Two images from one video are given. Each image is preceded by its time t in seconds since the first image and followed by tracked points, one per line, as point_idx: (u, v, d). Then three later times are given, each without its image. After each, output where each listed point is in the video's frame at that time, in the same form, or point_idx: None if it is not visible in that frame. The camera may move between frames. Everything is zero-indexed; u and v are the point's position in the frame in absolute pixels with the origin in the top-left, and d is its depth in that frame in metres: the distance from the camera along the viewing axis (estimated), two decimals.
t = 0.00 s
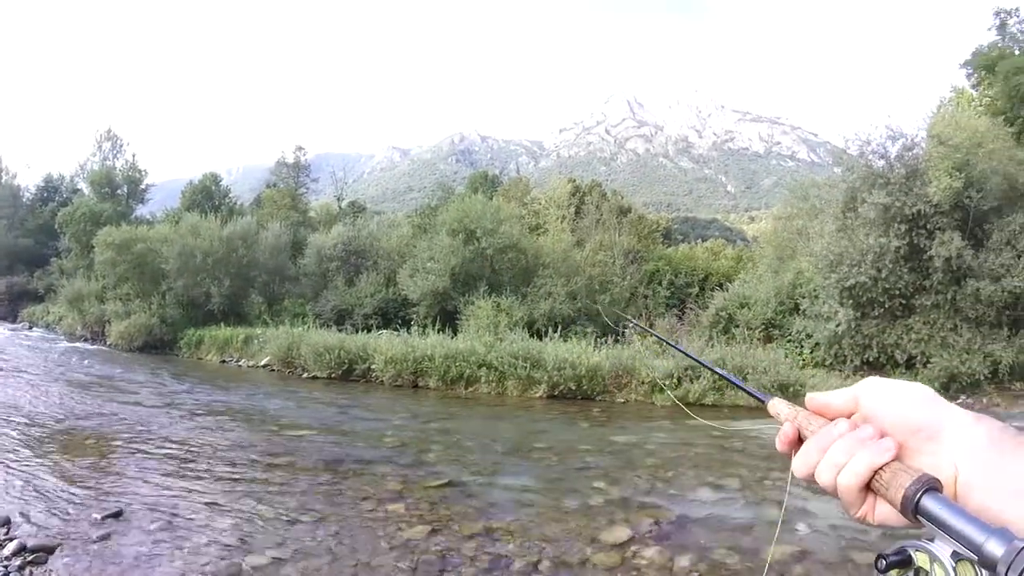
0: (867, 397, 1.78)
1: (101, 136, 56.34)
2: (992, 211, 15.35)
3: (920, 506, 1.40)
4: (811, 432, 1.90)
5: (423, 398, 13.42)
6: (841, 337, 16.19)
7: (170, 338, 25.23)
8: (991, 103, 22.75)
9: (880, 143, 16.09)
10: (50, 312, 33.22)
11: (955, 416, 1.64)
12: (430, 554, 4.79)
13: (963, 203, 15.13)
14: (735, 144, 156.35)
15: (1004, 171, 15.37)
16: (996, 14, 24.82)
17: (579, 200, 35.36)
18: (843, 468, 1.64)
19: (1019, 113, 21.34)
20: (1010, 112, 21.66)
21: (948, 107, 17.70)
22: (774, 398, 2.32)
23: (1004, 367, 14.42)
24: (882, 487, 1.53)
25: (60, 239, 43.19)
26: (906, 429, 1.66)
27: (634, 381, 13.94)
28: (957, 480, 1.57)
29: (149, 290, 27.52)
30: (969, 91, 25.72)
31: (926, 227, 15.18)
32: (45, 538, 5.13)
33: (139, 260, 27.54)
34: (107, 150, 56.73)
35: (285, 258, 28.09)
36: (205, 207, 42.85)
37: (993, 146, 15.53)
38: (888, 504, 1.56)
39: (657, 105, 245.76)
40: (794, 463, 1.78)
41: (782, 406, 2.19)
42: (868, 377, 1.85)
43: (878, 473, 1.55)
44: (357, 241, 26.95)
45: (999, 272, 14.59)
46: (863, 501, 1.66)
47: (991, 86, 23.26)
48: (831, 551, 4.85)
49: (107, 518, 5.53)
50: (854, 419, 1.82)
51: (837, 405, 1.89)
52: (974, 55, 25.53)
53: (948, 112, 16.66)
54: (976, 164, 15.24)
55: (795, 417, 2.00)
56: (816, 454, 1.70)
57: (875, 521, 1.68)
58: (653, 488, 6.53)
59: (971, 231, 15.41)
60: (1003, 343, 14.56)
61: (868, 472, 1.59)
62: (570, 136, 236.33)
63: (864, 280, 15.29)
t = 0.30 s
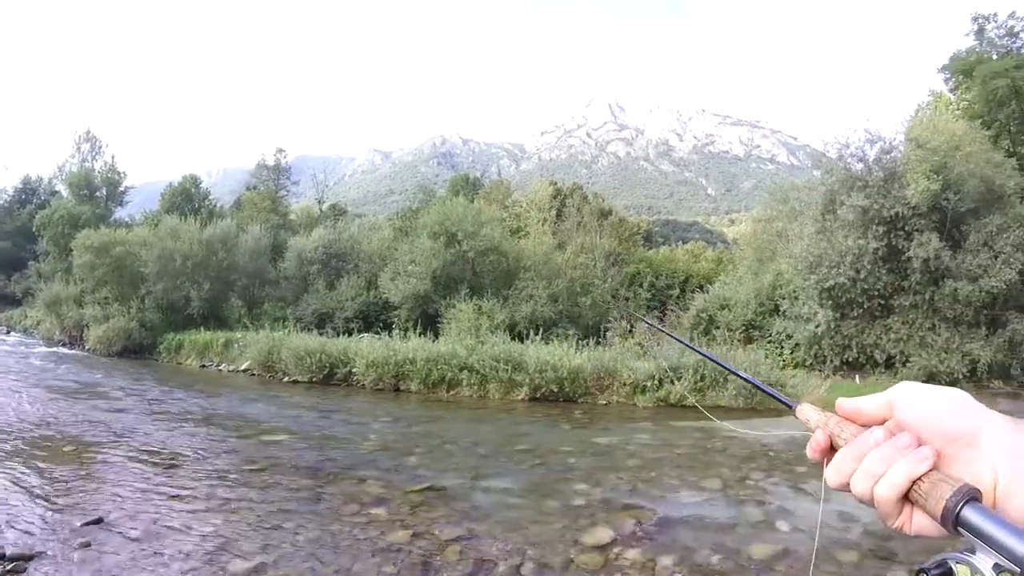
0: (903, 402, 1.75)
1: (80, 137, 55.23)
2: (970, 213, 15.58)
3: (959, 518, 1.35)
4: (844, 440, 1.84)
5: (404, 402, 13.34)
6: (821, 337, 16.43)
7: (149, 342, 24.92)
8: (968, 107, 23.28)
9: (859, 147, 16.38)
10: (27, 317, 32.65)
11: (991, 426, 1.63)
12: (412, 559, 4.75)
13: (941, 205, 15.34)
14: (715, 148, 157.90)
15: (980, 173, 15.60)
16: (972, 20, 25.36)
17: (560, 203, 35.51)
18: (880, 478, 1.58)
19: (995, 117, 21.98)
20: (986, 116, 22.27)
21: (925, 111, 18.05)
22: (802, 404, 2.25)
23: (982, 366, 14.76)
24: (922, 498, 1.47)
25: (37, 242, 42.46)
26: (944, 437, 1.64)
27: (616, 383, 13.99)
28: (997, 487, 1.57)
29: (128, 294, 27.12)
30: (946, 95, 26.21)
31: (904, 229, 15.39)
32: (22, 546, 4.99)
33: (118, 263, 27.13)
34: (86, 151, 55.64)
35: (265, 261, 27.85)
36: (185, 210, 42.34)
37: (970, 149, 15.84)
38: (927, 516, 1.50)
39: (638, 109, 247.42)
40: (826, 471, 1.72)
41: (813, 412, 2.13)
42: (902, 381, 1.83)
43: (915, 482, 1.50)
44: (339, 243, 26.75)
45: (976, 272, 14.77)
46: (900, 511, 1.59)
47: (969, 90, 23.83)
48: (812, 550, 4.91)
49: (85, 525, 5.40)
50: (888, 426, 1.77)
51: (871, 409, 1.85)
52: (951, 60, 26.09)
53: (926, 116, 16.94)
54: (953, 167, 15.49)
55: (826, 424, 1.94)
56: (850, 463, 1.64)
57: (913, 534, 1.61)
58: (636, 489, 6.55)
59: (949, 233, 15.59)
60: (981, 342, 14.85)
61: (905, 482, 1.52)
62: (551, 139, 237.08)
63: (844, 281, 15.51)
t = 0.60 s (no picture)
0: (934, 402, 1.73)
1: (64, 138, 54.43)
2: (953, 211, 15.59)
3: (995, 522, 1.35)
4: (874, 441, 1.82)
5: (392, 404, 13.30)
6: (807, 335, 16.59)
7: (135, 346, 24.68)
8: (952, 106, 23.58)
9: (843, 146, 16.68)
10: (11, 322, 32.22)
11: None
12: (403, 560, 4.74)
13: (926, 203, 15.44)
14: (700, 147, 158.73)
15: (964, 171, 15.43)
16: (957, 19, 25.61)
17: (547, 203, 35.55)
18: (914, 480, 1.58)
19: (979, 116, 22.66)
20: (970, 115, 22.88)
21: (909, 110, 18.22)
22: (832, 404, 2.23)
23: (967, 361, 14.70)
24: (957, 501, 1.47)
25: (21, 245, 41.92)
26: (976, 437, 1.58)
27: (604, 382, 14.01)
28: None
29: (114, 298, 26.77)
30: (931, 94, 26.47)
31: (889, 227, 15.61)
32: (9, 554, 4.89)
33: (102, 266, 26.61)
34: (71, 153, 54.90)
35: (252, 264, 27.64)
36: (170, 212, 41.93)
37: (954, 148, 15.67)
38: (963, 518, 1.49)
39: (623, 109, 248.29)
40: (856, 472, 1.75)
41: (842, 413, 2.11)
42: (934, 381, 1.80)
43: (948, 485, 1.50)
44: (325, 245, 26.59)
45: (961, 269, 14.74)
46: (934, 514, 1.58)
47: (953, 89, 24.12)
48: (800, 546, 4.95)
49: (74, 532, 5.34)
50: (920, 426, 1.74)
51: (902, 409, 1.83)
52: (935, 60, 26.38)
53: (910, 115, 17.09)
54: (938, 166, 15.50)
55: (855, 424, 1.93)
56: (881, 466, 1.66)
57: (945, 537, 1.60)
58: (624, 488, 6.58)
59: (934, 231, 15.71)
60: (967, 338, 14.81)
61: (939, 484, 1.52)
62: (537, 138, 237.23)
63: (829, 279, 15.67)
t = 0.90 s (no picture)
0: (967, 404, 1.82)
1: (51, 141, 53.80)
2: (940, 211, 15.69)
3: None
4: (903, 441, 1.95)
5: (382, 406, 13.25)
6: (795, 335, 16.73)
7: (123, 351, 24.46)
8: (938, 107, 23.83)
9: (830, 147, 16.84)
10: None
11: None
12: (394, 563, 4.72)
13: (912, 203, 15.62)
14: (688, 149, 159.52)
15: (950, 172, 15.49)
16: (944, 21, 25.82)
17: (536, 204, 35.58)
18: (949, 484, 1.69)
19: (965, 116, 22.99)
20: (956, 116, 23.20)
21: (896, 111, 18.37)
22: (859, 405, 2.35)
23: (955, 360, 14.88)
24: (990, 504, 1.57)
25: (7, 250, 41.44)
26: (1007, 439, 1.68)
27: (594, 383, 14.03)
28: None
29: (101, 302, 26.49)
30: (918, 95, 26.72)
31: (876, 227, 15.78)
32: None
33: (89, 270, 26.27)
34: (58, 155, 54.29)
35: (240, 266, 27.44)
36: (158, 216, 41.58)
37: (940, 148, 15.80)
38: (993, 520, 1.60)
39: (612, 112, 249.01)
40: (888, 475, 1.89)
41: (868, 414, 2.23)
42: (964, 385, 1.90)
43: (981, 488, 1.60)
44: (314, 248, 26.43)
45: (947, 269, 14.92)
46: (965, 515, 1.70)
47: (939, 90, 24.37)
48: (790, 544, 4.99)
49: (64, 538, 5.28)
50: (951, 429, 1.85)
51: (929, 412, 1.95)
52: (922, 61, 26.63)
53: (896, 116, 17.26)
54: (924, 166, 15.69)
55: (883, 426, 2.04)
56: (912, 469, 1.81)
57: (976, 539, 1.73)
58: (615, 488, 6.61)
59: (921, 231, 15.85)
60: (954, 336, 14.96)
61: (972, 488, 1.63)
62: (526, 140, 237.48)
63: (817, 279, 15.83)
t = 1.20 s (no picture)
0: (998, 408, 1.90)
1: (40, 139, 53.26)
2: (929, 211, 15.85)
3: None
4: (934, 445, 2.02)
5: (372, 407, 13.20)
6: (785, 334, 16.84)
7: (113, 351, 24.25)
8: (927, 108, 24.04)
9: (820, 148, 16.97)
10: None
11: None
12: (385, 564, 4.70)
13: (901, 203, 15.72)
14: (678, 150, 160.07)
15: (939, 172, 15.73)
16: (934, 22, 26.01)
17: (526, 204, 35.58)
18: (981, 488, 1.77)
19: (954, 117, 23.24)
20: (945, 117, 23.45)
21: (886, 112, 18.51)
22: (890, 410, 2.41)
23: (943, 359, 14.94)
24: None
25: None
26: None
27: (585, 383, 14.05)
28: None
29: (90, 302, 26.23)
30: (907, 96, 26.94)
31: (865, 227, 15.92)
32: None
33: (78, 270, 26.03)
34: (47, 154, 53.75)
35: (229, 266, 27.25)
36: (147, 215, 41.25)
37: (929, 149, 16.05)
38: None
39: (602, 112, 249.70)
40: (918, 479, 1.94)
41: (898, 418, 2.29)
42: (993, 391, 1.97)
43: (1014, 493, 1.70)
44: (304, 248, 26.30)
45: (936, 268, 15.05)
46: (998, 522, 1.77)
47: (928, 91, 24.57)
48: (780, 543, 5.01)
49: (52, 540, 5.22)
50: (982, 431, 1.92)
51: (961, 415, 2.02)
52: (911, 63, 26.84)
53: (885, 117, 17.43)
54: (913, 167, 15.87)
55: (913, 431, 2.10)
56: (943, 473, 1.87)
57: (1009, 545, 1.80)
58: (606, 488, 6.62)
59: (909, 231, 15.97)
60: (942, 335, 15.05)
61: (1006, 493, 1.71)
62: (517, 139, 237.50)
63: (806, 279, 15.95)
